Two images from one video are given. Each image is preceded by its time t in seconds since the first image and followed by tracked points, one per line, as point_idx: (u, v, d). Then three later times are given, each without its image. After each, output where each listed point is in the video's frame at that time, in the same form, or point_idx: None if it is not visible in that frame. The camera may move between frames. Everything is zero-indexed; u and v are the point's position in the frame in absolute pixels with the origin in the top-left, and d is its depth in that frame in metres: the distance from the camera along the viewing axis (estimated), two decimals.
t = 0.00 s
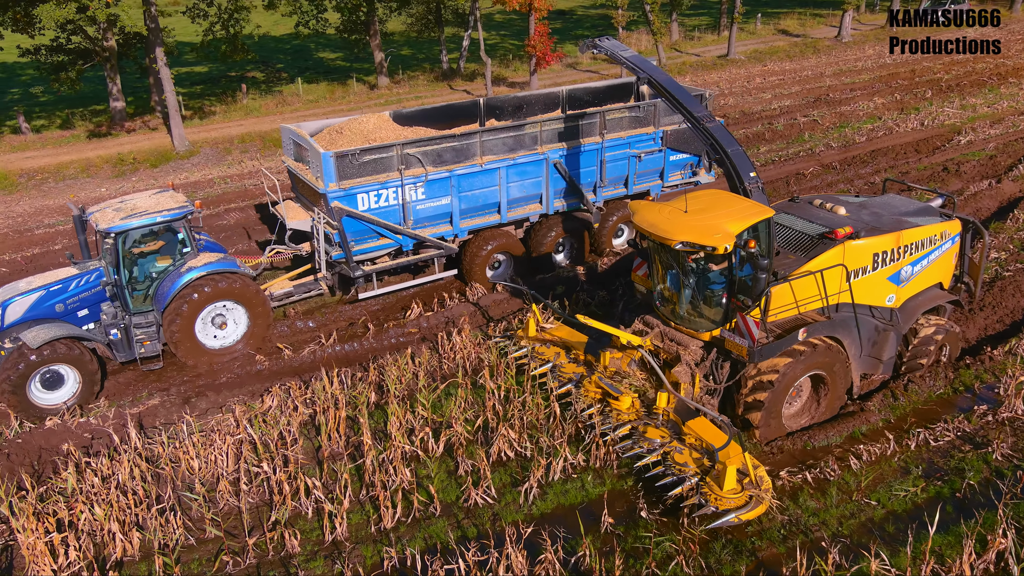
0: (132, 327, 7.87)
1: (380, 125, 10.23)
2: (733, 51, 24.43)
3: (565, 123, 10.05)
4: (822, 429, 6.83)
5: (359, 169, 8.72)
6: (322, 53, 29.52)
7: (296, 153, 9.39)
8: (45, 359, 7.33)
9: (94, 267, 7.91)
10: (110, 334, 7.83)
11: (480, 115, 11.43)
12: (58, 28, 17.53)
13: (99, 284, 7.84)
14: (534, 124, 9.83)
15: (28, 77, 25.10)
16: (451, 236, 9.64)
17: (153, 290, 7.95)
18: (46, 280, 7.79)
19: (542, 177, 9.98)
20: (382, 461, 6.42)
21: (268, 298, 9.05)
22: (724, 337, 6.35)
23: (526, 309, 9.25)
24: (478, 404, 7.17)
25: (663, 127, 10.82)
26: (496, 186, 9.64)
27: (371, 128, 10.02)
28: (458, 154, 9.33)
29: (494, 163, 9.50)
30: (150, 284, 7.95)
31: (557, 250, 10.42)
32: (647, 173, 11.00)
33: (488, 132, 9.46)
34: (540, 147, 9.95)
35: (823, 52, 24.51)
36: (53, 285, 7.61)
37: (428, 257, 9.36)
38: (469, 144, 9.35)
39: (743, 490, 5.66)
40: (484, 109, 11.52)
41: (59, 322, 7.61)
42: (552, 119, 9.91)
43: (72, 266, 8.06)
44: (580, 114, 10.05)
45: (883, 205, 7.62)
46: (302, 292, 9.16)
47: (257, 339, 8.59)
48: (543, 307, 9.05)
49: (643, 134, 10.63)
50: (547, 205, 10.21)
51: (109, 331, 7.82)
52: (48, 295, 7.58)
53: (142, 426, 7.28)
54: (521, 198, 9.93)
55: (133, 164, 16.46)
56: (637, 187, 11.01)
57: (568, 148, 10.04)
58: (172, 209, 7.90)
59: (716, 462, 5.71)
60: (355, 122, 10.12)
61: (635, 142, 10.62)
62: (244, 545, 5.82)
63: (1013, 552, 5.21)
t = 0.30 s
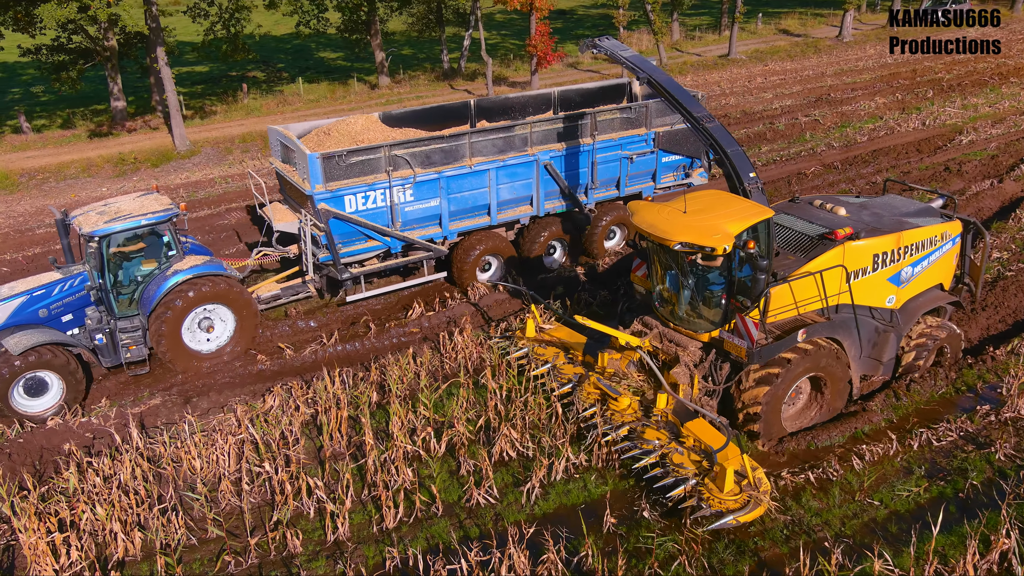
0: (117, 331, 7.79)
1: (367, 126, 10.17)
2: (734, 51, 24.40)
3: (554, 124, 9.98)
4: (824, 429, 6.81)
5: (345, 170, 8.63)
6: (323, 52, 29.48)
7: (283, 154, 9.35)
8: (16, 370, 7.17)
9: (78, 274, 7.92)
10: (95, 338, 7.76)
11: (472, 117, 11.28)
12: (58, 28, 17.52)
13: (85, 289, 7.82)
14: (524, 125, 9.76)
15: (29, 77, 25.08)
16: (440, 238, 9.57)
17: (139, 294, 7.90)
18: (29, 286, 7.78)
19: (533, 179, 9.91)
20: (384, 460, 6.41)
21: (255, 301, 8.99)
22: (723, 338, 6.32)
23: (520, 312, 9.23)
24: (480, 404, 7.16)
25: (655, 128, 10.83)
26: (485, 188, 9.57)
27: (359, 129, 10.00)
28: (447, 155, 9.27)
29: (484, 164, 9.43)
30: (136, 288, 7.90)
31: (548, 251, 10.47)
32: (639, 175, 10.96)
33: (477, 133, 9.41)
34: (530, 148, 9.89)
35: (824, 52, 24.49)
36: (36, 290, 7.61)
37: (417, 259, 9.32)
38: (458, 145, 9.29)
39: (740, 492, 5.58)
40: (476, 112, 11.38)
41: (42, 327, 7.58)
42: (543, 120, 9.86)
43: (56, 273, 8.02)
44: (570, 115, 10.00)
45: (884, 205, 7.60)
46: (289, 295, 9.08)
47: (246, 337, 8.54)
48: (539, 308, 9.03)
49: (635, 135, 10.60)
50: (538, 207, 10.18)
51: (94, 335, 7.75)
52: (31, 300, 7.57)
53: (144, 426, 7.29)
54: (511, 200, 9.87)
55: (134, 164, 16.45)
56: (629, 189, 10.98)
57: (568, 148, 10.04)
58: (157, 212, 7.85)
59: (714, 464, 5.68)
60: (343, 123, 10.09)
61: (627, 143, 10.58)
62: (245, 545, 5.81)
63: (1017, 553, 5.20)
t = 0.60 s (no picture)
0: (101, 336, 7.66)
1: (355, 128, 10.16)
2: (734, 51, 24.40)
3: (544, 126, 9.94)
4: (824, 430, 6.81)
5: (332, 172, 8.59)
6: (323, 52, 29.44)
7: (270, 156, 9.30)
8: None
9: (61, 277, 7.89)
10: (77, 343, 7.59)
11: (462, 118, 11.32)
12: (59, 28, 17.54)
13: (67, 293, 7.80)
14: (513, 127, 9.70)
15: (29, 77, 25.06)
16: (429, 240, 9.51)
17: (123, 298, 7.79)
18: (11, 291, 7.70)
19: (522, 181, 9.85)
20: (384, 460, 6.40)
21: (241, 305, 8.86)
22: (720, 339, 6.31)
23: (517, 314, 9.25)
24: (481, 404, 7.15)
25: (646, 130, 10.77)
26: (474, 190, 9.53)
27: (345, 131, 9.97)
28: (435, 157, 9.19)
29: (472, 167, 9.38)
30: (119, 292, 7.77)
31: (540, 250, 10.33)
32: (630, 177, 10.85)
33: (466, 135, 9.35)
34: (519, 150, 9.82)
35: (824, 51, 24.48)
36: (18, 295, 7.53)
37: (405, 262, 9.26)
38: (446, 146, 9.21)
39: (738, 494, 5.55)
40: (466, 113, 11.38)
41: (25, 332, 7.52)
42: (532, 121, 9.81)
43: (38, 277, 7.98)
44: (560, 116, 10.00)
45: (883, 205, 7.61)
46: (276, 297, 8.95)
47: (234, 342, 8.45)
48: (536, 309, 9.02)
49: (626, 137, 10.53)
50: (528, 209, 10.08)
51: (77, 340, 7.57)
52: (13, 305, 7.50)
53: (144, 426, 7.29)
54: (500, 202, 9.82)
55: (134, 164, 16.44)
56: (620, 191, 10.86)
57: (567, 148, 10.08)
58: (140, 214, 7.70)
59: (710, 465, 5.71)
60: (330, 125, 10.07)
61: (617, 145, 10.50)
62: (246, 545, 5.81)
63: (1018, 553, 5.19)
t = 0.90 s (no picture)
0: (84, 340, 7.59)
1: (341, 130, 10.05)
2: (734, 50, 24.40)
3: (533, 128, 9.85)
4: (824, 430, 6.81)
5: (317, 174, 8.53)
6: (324, 52, 29.42)
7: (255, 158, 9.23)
8: None
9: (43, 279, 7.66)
10: (60, 348, 7.52)
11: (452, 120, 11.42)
12: (59, 28, 17.56)
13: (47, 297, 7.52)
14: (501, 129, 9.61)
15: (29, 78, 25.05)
16: (416, 243, 9.46)
17: (105, 302, 7.72)
18: None
19: (511, 183, 9.79)
20: (384, 460, 6.40)
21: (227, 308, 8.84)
22: (716, 340, 6.29)
23: (516, 314, 9.24)
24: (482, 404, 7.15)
25: (636, 131, 10.69)
26: (462, 192, 9.46)
27: (332, 132, 9.85)
28: (422, 159, 9.13)
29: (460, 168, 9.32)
30: (100, 296, 7.70)
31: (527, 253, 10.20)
32: (621, 179, 10.76)
33: (453, 136, 9.27)
34: (508, 152, 9.76)
35: (825, 51, 24.47)
36: None
37: (394, 264, 9.23)
38: (434, 149, 9.17)
39: (734, 495, 5.57)
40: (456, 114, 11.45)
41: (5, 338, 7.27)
42: (521, 123, 9.74)
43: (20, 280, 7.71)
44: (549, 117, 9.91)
45: (879, 205, 7.61)
46: (262, 300, 8.99)
47: (221, 338, 8.34)
48: (536, 309, 9.01)
49: (615, 139, 10.45)
50: (517, 211, 10.04)
51: (58, 345, 7.51)
52: None
53: (144, 426, 7.30)
54: (488, 204, 9.74)
55: (134, 164, 16.44)
56: (610, 193, 10.78)
57: (564, 148, 10.06)
58: (122, 217, 7.65)
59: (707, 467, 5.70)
60: (317, 126, 9.92)
61: (607, 147, 10.44)
62: (247, 544, 5.81)
63: (1018, 553, 5.19)
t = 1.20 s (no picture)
0: (64, 344, 7.52)
1: (328, 132, 9.99)
2: (735, 50, 24.39)
3: (522, 129, 9.77)
4: (824, 430, 6.81)
5: (303, 177, 8.46)
6: (324, 52, 29.40)
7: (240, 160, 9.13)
8: None
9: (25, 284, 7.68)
10: (39, 352, 7.44)
11: (440, 122, 11.44)
12: (59, 28, 17.57)
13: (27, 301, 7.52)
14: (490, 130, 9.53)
15: (30, 78, 25.04)
16: (404, 246, 9.39)
17: (86, 306, 7.67)
18: None
19: (499, 185, 9.73)
20: (385, 460, 6.39)
21: (212, 312, 8.79)
22: (713, 341, 6.28)
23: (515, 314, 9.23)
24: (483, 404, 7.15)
25: (627, 132, 10.54)
26: (451, 195, 9.40)
27: (318, 134, 9.80)
28: (410, 161, 9.05)
29: (448, 170, 9.27)
30: (82, 300, 7.66)
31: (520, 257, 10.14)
32: (611, 181, 10.69)
33: (441, 139, 9.21)
34: (497, 154, 9.67)
35: (825, 51, 24.47)
36: None
37: (381, 268, 9.12)
38: (421, 151, 9.09)
39: (731, 498, 5.60)
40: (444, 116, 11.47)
41: None
42: (510, 125, 9.62)
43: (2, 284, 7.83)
44: (538, 119, 9.84)
45: (875, 205, 7.61)
46: (248, 305, 8.92)
47: (204, 335, 8.24)
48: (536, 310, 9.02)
49: (605, 140, 10.31)
50: (506, 214, 9.97)
51: (38, 349, 7.43)
52: None
53: (145, 426, 7.30)
54: (477, 206, 9.68)
55: (135, 164, 16.45)
56: (600, 195, 10.72)
57: (559, 148, 10.01)
58: (104, 221, 7.65)
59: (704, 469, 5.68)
60: (303, 129, 9.88)
61: (597, 149, 10.30)
62: (247, 544, 5.81)
63: (1018, 553, 5.18)
